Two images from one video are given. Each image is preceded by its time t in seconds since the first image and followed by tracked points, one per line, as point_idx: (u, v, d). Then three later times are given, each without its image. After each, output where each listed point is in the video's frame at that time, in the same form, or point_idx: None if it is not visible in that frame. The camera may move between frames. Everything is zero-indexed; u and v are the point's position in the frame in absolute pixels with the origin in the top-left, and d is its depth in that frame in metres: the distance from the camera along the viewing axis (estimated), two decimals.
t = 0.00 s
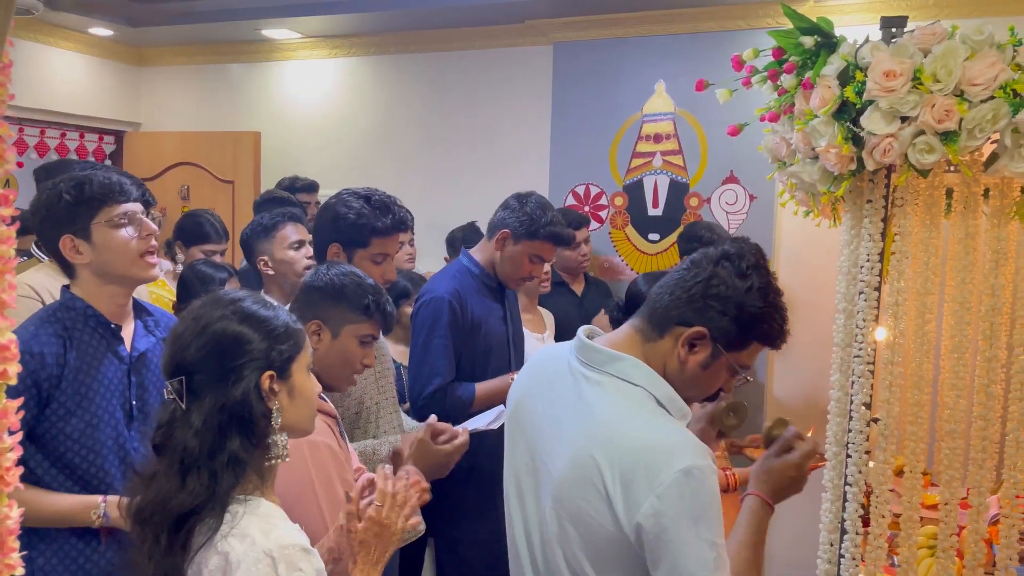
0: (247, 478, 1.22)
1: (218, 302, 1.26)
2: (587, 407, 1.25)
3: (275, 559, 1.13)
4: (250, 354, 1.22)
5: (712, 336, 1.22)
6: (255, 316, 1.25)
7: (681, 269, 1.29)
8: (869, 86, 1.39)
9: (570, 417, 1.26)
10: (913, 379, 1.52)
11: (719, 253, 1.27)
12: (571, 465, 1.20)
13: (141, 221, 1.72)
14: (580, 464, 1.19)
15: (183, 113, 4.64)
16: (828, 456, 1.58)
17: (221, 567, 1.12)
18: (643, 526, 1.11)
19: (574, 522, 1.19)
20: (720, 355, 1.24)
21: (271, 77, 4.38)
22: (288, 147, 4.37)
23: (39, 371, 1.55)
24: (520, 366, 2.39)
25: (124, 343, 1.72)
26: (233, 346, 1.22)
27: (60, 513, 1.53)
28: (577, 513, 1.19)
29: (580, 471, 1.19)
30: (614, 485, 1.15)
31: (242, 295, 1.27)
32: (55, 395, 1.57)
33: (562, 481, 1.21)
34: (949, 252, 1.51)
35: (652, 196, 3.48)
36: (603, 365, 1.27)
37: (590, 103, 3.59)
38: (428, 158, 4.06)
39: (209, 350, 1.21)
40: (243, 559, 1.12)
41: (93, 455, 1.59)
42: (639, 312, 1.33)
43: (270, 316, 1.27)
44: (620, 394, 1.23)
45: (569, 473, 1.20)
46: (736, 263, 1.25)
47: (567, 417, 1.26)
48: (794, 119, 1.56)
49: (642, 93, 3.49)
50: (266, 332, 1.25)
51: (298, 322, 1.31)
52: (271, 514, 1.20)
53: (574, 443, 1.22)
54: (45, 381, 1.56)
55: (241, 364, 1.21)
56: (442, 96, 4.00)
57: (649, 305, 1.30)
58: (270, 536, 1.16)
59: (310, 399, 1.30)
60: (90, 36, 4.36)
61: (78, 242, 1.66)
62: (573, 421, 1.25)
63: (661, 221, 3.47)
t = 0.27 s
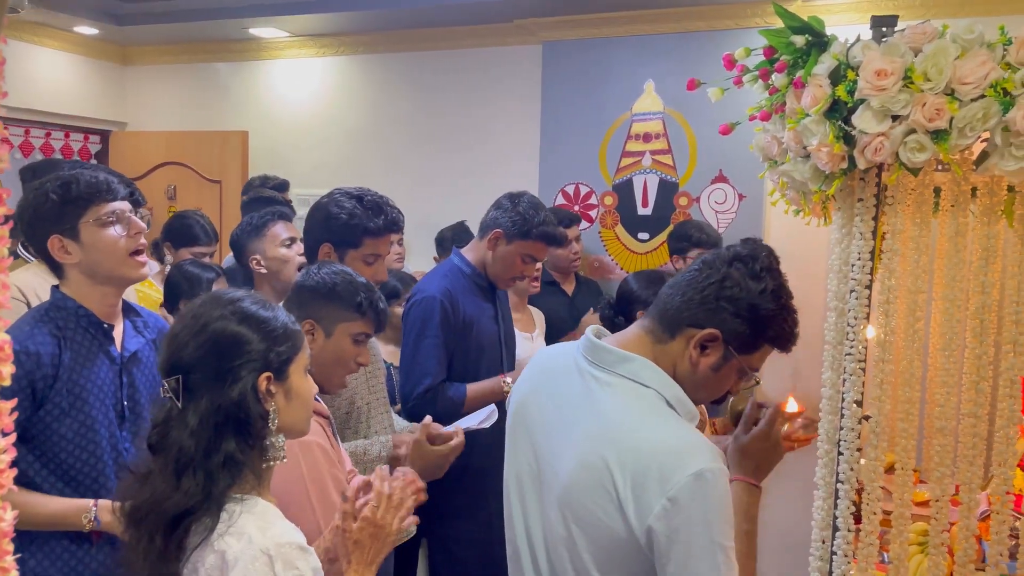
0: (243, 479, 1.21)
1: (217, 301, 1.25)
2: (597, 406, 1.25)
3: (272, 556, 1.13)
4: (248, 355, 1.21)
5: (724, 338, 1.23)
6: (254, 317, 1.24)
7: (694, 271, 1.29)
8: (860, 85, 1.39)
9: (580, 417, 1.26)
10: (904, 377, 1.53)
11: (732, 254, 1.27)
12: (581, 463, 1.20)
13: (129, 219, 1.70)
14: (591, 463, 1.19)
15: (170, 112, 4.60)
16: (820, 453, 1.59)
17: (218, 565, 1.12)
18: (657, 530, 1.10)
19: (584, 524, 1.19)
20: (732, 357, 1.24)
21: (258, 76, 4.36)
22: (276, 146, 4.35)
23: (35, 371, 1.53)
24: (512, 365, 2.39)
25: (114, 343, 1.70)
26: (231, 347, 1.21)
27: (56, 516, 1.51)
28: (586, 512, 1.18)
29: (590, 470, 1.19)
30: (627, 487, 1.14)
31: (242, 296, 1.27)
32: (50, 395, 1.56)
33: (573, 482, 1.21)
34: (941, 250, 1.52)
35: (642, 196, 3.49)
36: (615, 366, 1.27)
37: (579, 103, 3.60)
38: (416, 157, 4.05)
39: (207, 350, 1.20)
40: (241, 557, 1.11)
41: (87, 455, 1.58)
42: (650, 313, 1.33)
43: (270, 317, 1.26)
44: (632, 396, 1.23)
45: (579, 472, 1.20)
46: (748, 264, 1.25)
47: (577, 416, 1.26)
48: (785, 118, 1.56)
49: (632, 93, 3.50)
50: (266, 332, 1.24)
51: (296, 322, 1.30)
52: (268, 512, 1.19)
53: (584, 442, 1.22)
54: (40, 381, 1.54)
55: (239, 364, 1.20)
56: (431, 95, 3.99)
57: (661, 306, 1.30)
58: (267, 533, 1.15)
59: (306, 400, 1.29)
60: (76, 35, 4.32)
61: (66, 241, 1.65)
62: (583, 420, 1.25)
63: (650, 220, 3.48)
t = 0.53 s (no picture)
0: (233, 478, 1.20)
1: (212, 299, 1.24)
2: (597, 399, 1.24)
3: (266, 553, 1.12)
4: (242, 353, 1.20)
5: (720, 332, 1.24)
6: (249, 315, 1.23)
7: (687, 266, 1.31)
8: (849, 82, 1.40)
9: (578, 411, 1.25)
10: (893, 373, 1.54)
11: (726, 250, 1.29)
12: (583, 458, 1.20)
13: (117, 214, 1.67)
14: (593, 457, 1.19)
15: (153, 110, 4.56)
16: (809, 449, 1.59)
17: (211, 563, 1.11)
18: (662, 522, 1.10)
19: (587, 518, 1.18)
20: (727, 352, 1.26)
21: (243, 73, 4.33)
22: (261, 144, 4.32)
23: (10, 373, 1.53)
24: (501, 363, 2.39)
25: (97, 343, 1.67)
26: (224, 345, 1.20)
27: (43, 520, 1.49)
28: (589, 506, 1.18)
29: (593, 465, 1.18)
30: (630, 480, 1.14)
31: (237, 294, 1.26)
32: (27, 397, 1.55)
33: (575, 476, 1.20)
34: (928, 246, 1.53)
35: (628, 194, 3.49)
36: (613, 360, 1.27)
37: (566, 101, 3.60)
38: (403, 155, 4.04)
39: (200, 348, 1.19)
40: (234, 555, 1.10)
41: (70, 460, 1.56)
42: (644, 308, 1.33)
43: (264, 315, 1.25)
44: (632, 389, 1.22)
45: (581, 466, 1.20)
46: (741, 260, 1.27)
47: (576, 410, 1.26)
48: (773, 116, 1.57)
49: (618, 91, 3.50)
50: (259, 331, 1.23)
51: (290, 321, 1.29)
52: (262, 510, 1.18)
53: (585, 436, 1.21)
54: (17, 383, 1.53)
55: (232, 363, 1.19)
56: (417, 93, 3.98)
57: (655, 301, 1.31)
58: (260, 531, 1.14)
59: (299, 400, 1.28)
60: (57, 33, 4.27)
61: (53, 236, 1.62)
62: (582, 414, 1.24)
63: (637, 218, 3.49)
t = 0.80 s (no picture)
0: (216, 478, 1.18)
1: (198, 296, 1.23)
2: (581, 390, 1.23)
3: (246, 556, 1.10)
4: (227, 352, 1.18)
5: (704, 325, 1.25)
6: (235, 313, 1.22)
7: (668, 260, 1.31)
8: (835, 78, 1.41)
9: (563, 401, 1.24)
10: (879, 368, 1.55)
11: (707, 244, 1.30)
12: (573, 450, 1.19)
13: (120, 221, 1.66)
14: (584, 449, 1.18)
15: (134, 107, 4.51)
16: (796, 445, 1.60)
17: (191, 565, 1.09)
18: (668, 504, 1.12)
19: (586, 509, 1.18)
20: (710, 345, 1.27)
21: (225, 70, 4.29)
22: (243, 141, 4.29)
23: (4, 367, 1.49)
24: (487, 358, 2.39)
25: (88, 336, 1.66)
26: (210, 342, 1.18)
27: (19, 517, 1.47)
28: (581, 499, 1.18)
29: (584, 457, 1.18)
30: (630, 468, 1.14)
31: (224, 291, 1.24)
32: (21, 392, 1.52)
33: (569, 469, 1.19)
34: (912, 242, 1.54)
35: (614, 191, 3.50)
36: (597, 351, 1.26)
37: (551, 98, 3.59)
38: (387, 153, 4.01)
39: (185, 345, 1.18)
40: (212, 557, 1.08)
41: (63, 454, 1.55)
42: (626, 301, 1.33)
43: (251, 312, 1.23)
44: (618, 378, 1.22)
45: (571, 459, 1.19)
46: (722, 255, 1.29)
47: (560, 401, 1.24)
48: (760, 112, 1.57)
49: (603, 88, 3.50)
50: (246, 329, 1.21)
51: (278, 319, 1.28)
52: (245, 511, 1.16)
53: (573, 428, 1.20)
54: (11, 378, 1.50)
55: (217, 361, 1.18)
56: (401, 90, 3.96)
57: (638, 295, 1.31)
58: (241, 533, 1.13)
59: (285, 398, 1.27)
60: (36, 28, 4.22)
61: (54, 238, 1.58)
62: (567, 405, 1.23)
63: (622, 215, 3.49)
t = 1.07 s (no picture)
0: (194, 479, 1.16)
1: (177, 295, 1.21)
2: (568, 390, 1.23)
3: (226, 557, 1.09)
4: (206, 352, 1.17)
5: (682, 327, 1.26)
6: (215, 312, 1.20)
7: (644, 263, 1.33)
8: (815, 76, 1.42)
9: (550, 401, 1.24)
10: (858, 364, 1.56)
11: (681, 247, 1.32)
12: (561, 447, 1.19)
13: (98, 221, 1.65)
14: (574, 447, 1.18)
15: (109, 104, 4.45)
16: (777, 440, 1.61)
17: (171, 567, 1.08)
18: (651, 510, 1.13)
19: (566, 511, 1.17)
20: (685, 346, 1.29)
21: (202, 66, 4.24)
22: (221, 139, 4.24)
23: None
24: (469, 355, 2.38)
25: (62, 342, 1.64)
26: (189, 342, 1.17)
27: None
28: (567, 496, 1.17)
29: (573, 455, 1.18)
30: (616, 468, 1.15)
31: (202, 290, 1.23)
32: None
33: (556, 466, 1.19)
34: (891, 240, 1.55)
35: (594, 189, 3.50)
36: (582, 352, 1.26)
37: (531, 96, 3.59)
38: (367, 151, 3.99)
39: (163, 344, 1.16)
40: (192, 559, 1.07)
41: (32, 456, 1.52)
42: (601, 303, 1.34)
43: (230, 312, 1.22)
44: (605, 381, 1.23)
45: (559, 456, 1.19)
46: (697, 257, 1.30)
47: (547, 400, 1.24)
48: (741, 109, 1.57)
49: (583, 86, 3.51)
50: (226, 329, 1.20)
51: (258, 319, 1.27)
52: (225, 512, 1.15)
53: (562, 426, 1.20)
54: None
55: (196, 360, 1.16)
56: (380, 87, 3.94)
57: (614, 297, 1.32)
58: (221, 534, 1.11)
59: (265, 399, 1.25)
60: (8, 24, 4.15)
61: (31, 235, 1.57)
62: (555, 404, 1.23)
63: (603, 213, 3.49)
